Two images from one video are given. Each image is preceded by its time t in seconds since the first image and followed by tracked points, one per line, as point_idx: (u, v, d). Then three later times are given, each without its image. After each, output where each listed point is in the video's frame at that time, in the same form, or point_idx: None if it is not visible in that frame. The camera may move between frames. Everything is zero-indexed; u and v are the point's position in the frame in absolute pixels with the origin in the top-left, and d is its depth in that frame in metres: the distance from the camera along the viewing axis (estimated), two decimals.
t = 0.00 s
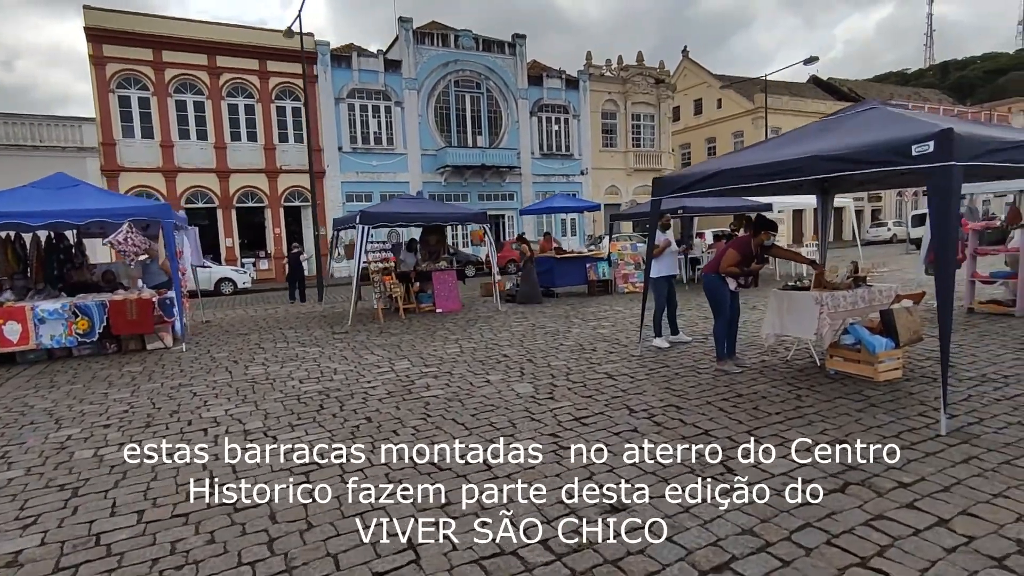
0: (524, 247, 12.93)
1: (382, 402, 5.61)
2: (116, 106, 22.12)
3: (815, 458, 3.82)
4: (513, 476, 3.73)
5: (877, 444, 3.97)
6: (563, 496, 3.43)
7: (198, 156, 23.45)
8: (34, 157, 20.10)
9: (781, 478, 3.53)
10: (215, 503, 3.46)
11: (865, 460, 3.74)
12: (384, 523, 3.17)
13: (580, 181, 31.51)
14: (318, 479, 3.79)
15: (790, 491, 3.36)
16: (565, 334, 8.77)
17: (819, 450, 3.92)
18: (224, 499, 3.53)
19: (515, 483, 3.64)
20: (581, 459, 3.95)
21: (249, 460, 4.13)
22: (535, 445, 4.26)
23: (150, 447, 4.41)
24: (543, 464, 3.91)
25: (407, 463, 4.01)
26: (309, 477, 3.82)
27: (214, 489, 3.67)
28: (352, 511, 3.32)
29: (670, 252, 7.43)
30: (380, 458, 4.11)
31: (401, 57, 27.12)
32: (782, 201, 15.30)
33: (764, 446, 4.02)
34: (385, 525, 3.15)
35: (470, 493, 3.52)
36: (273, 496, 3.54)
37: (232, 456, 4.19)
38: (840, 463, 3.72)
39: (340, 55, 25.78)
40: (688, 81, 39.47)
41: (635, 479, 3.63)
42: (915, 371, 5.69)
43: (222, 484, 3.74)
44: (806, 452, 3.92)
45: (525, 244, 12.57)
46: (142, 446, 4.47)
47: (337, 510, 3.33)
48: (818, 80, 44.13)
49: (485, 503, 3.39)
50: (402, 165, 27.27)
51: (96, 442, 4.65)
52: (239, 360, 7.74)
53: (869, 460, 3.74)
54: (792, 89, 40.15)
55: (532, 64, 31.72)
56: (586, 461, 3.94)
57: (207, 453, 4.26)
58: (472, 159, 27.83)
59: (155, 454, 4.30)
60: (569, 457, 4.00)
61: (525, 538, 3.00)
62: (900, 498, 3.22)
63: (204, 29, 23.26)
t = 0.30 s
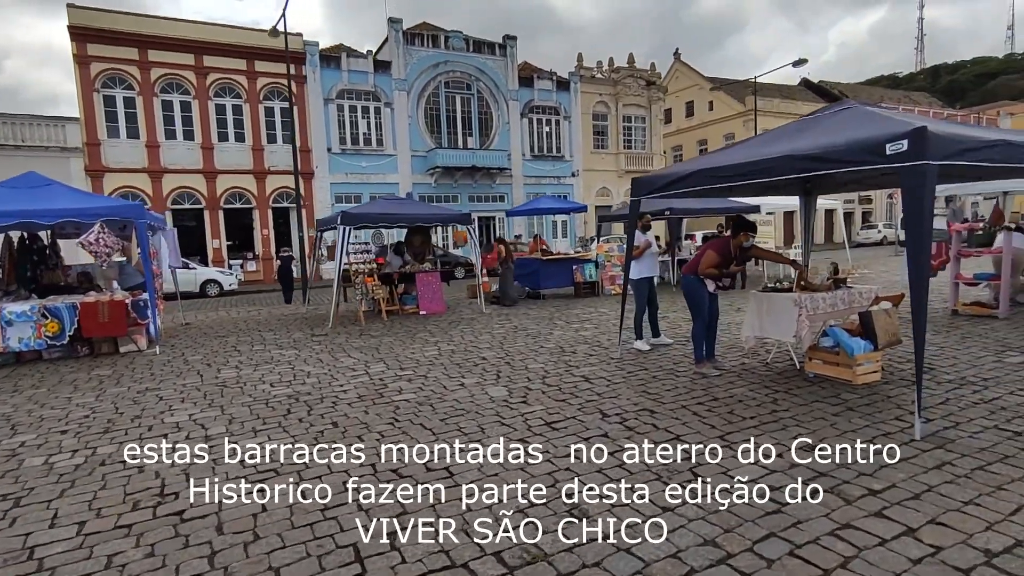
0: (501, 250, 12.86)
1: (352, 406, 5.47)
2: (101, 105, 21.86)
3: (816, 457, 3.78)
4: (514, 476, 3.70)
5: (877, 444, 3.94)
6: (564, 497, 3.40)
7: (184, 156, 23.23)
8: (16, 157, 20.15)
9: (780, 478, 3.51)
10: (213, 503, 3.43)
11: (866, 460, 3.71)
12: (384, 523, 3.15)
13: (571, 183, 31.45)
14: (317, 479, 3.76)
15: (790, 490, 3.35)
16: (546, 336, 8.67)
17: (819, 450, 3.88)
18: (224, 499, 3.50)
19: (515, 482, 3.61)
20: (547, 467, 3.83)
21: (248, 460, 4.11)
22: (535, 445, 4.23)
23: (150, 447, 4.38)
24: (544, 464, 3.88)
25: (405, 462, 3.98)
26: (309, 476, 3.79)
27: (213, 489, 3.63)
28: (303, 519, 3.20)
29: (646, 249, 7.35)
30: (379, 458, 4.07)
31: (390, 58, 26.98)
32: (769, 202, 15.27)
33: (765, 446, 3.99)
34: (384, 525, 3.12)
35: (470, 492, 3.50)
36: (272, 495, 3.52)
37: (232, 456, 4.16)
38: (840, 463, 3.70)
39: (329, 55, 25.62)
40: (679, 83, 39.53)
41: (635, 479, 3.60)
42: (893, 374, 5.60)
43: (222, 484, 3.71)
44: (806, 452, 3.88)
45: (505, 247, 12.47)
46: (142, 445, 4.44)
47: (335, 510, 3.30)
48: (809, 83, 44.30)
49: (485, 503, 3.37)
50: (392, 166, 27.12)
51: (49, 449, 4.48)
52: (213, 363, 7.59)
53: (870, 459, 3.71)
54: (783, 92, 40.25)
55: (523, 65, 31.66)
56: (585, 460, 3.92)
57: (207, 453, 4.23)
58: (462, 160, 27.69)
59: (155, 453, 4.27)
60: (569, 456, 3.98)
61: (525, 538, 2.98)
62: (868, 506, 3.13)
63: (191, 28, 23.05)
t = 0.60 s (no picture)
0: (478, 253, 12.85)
1: (319, 413, 5.30)
2: (83, 104, 21.54)
3: (816, 457, 3.80)
4: (515, 476, 3.72)
5: (877, 444, 3.97)
6: (563, 497, 3.41)
7: (169, 156, 22.93)
8: None
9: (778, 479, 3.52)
10: (211, 503, 3.45)
11: (866, 460, 3.73)
12: (384, 523, 3.15)
13: (561, 184, 31.34)
14: (318, 478, 3.77)
15: (790, 491, 3.34)
16: (527, 340, 8.51)
17: (819, 450, 3.90)
18: (224, 499, 3.52)
19: (515, 482, 3.63)
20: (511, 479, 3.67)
21: (248, 459, 4.13)
22: (534, 445, 4.25)
23: (150, 447, 4.41)
24: (543, 463, 3.90)
25: (404, 462, 4.00)
26: (309, 476, 3.81)
27: (213, 488, 3.66)
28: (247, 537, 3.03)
29: (626, 249, 7.21)
30: (379, 458, 4.09)
31: (379, 58, 26.77)
32: (756, 204, 15.20)
33: (765, 446, 3.99)
34: (384, 524, 3.14)
35: (469, 493, 3.51)
36: (273, 496, 3.53)
37: (232, 456, 4.19)
38: (840, 462, 3.72)
39: (317, 55, 25.39)
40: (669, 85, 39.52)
41: (636, 479, 3.61)
42: (873, 380, 5.49)
43: (222, 484, 3.74)
44: (806, 452, 3.90)
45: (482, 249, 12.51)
46: (142, 446, 4.46)
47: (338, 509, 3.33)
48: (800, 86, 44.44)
49: (485, 503, 3.38)
50: (381, 167, 26.90)
51: None
52: (183, 367, 7.38)
53: (870, 460, 3.73)
54: (774, 94, 40.32)
55: (513, 66, 31.53)
56: (586, 460, 3.94)
57: (207, 453, 4.27)
58: (451, 161, 27.49)
59: (155, 454, 4.30)
60: (570, 456, 4.00)
61: (524, 538, 2.99)
62: (841, 521, 3.00)
63: (175, 27, 22.78)
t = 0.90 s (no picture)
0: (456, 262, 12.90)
1: (287, 424, 5.15)
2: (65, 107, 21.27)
3: (816, 457, 3.86)
4: (516, 476, 3.80)
5: (878, 444, 4.04)
6: (564, 497, 3.47)
7: (153, 159, 22.67)
8: None
9: (778, 478, 3.57)
10: (211, 503, 3.54)
11: (865, 460, 3.80)
12: (385, 524, 3.21)
13: (551, 188, 31.27)
14: (318, 480, 3.86)
15: (791, 491, 3.39)
16: (508, 346, 8.38)
17: (819, 450, 3.97)
18: (224, 499, 3.62)
19: (516, 483, 3.70)
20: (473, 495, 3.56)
21: (249, 460, 4.25)
22: (534, 445, 4.35)
23: (149, 448, 4.57)
24: (543, 463, 3.99)
25: (405, 463, 4.11)
26: (312, 477, 3.89)
27: (213, 489, 3.77)
28: (190, 559, 2.90)
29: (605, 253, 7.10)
30: (380, 458, 4.21)
31: (367, 61, 26.62)
32: (743, 207, 15.15)
33: (765, 446, 4.07)
34: (386, 525, 3.19)
35: (470, 493, 3.58)
36: (274, 496, 3.61)
37: (232, 456, 4.32)
38: (840, 463, 3.78)
39: (304, 57, 25.20)
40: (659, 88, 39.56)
41: (636, 479, 3.68)
42: (852, 387, 5.41)
43: (222, 484, 3.85)
44: (807, 452, 3.96)
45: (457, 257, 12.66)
46: (143, 446, 4.63)
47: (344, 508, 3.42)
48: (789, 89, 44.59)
49: (486, 503, 3.45)
50: (368, 170, 26.72)
51: None
52: (154, 375, 7.18)
53: (869, 459, 3.80)
54: (764, 98, 40.41)
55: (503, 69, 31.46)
56: (587, 460, 4.01)
57: (207, 454, 4.42)
58: (440, 164, 27.33)
59: (155, 454, 4.47)
60: (569, 456, 4.08)
61: (524, 538, 3.04)
62: (811, 538, 2.90)
63: (160, 28, 22.54)
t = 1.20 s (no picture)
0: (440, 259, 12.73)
1: (250, 426, 4.99)
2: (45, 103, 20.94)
3: (816, 457, 3.76)
4: (517, 476, 3.70)
5: (877, 444, 3.93)
6: (564, 497, 3.38)
7: (137, 157, 22.36)
8: None
9: (781, 477, 3.48)
10: (209, 503, 3.45)
11: (866, 460, 3.70)
12: (384, 523, 3.14)
13: (540, 186, 31.17)
14: (319, 479, 3.78)
15: (790, 490, 3.30)
16: (487, 345, 8.25)
17: (819, 450, 3.86)
18: (222, 499, 3.52)
19: (516, 483, 3.60)
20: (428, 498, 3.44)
21: (248, 459, 4.14)
22: (535, 444, 4.24)
23: (149, 447, 4.48)
24: (544, 463, 3.89)
25: (405, 462, 4.00)
26: (310, 477, 3.80)
27: (212, 489, 3.66)
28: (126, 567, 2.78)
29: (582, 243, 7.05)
30: (380, 458, 4.10)
31: (354, 58, 26.40)
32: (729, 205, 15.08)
33: (764, 446, 3.98)
34: (383, 524, 3.13)
35: (470, 493, 3.49)
36: (272, 496, 3.53)
37: (232, 456, 4.21)
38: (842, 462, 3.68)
39: (290, 54, 24.94)
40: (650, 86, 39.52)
41: (638, 479, 3.58)
42: (829, 386, 5.32)
43: (220, 484, 3.73)
44: (806, 452, 3.85)
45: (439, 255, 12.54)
46: (141, 446, 4.53)
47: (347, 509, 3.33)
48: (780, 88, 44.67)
49: (485, 502, 3.36)
50: (356, 168, 26.49)
51: None
52: (121, 376, 6.99)
53: (869, 459, 3.69)
54: (754, 96, 40.47)
55: (492, 67, 31.31)
56: (586, 460, 3.91)
57: (207, 454, 4.30)
58: (428, 162, 27.14)
59: (154, 453, 4.37)
60: (569, 456, 3.98)
61: (524, 537, 2.96)
62: (772, 541, 2.81)
63: (143, 24, 22.22)
